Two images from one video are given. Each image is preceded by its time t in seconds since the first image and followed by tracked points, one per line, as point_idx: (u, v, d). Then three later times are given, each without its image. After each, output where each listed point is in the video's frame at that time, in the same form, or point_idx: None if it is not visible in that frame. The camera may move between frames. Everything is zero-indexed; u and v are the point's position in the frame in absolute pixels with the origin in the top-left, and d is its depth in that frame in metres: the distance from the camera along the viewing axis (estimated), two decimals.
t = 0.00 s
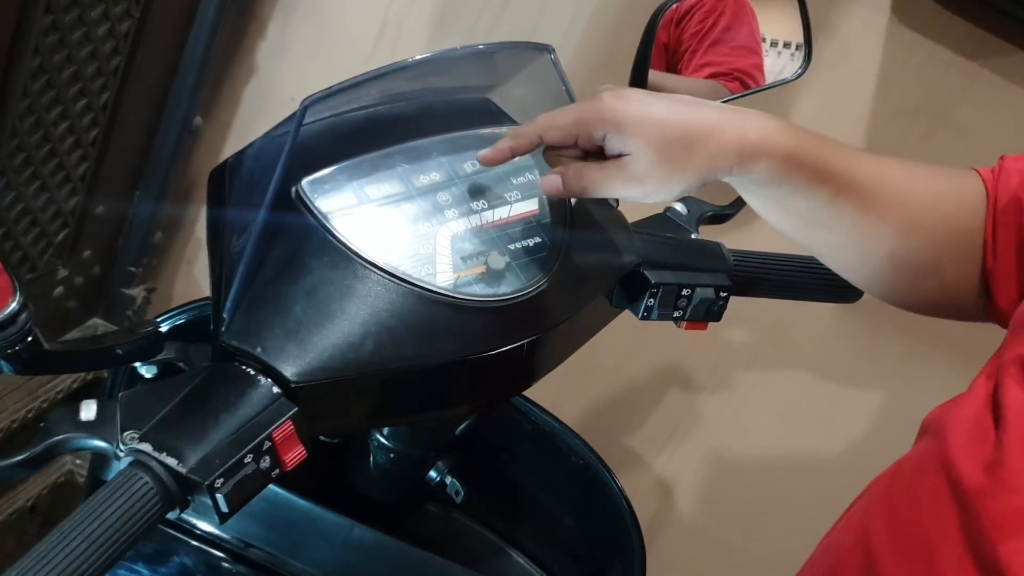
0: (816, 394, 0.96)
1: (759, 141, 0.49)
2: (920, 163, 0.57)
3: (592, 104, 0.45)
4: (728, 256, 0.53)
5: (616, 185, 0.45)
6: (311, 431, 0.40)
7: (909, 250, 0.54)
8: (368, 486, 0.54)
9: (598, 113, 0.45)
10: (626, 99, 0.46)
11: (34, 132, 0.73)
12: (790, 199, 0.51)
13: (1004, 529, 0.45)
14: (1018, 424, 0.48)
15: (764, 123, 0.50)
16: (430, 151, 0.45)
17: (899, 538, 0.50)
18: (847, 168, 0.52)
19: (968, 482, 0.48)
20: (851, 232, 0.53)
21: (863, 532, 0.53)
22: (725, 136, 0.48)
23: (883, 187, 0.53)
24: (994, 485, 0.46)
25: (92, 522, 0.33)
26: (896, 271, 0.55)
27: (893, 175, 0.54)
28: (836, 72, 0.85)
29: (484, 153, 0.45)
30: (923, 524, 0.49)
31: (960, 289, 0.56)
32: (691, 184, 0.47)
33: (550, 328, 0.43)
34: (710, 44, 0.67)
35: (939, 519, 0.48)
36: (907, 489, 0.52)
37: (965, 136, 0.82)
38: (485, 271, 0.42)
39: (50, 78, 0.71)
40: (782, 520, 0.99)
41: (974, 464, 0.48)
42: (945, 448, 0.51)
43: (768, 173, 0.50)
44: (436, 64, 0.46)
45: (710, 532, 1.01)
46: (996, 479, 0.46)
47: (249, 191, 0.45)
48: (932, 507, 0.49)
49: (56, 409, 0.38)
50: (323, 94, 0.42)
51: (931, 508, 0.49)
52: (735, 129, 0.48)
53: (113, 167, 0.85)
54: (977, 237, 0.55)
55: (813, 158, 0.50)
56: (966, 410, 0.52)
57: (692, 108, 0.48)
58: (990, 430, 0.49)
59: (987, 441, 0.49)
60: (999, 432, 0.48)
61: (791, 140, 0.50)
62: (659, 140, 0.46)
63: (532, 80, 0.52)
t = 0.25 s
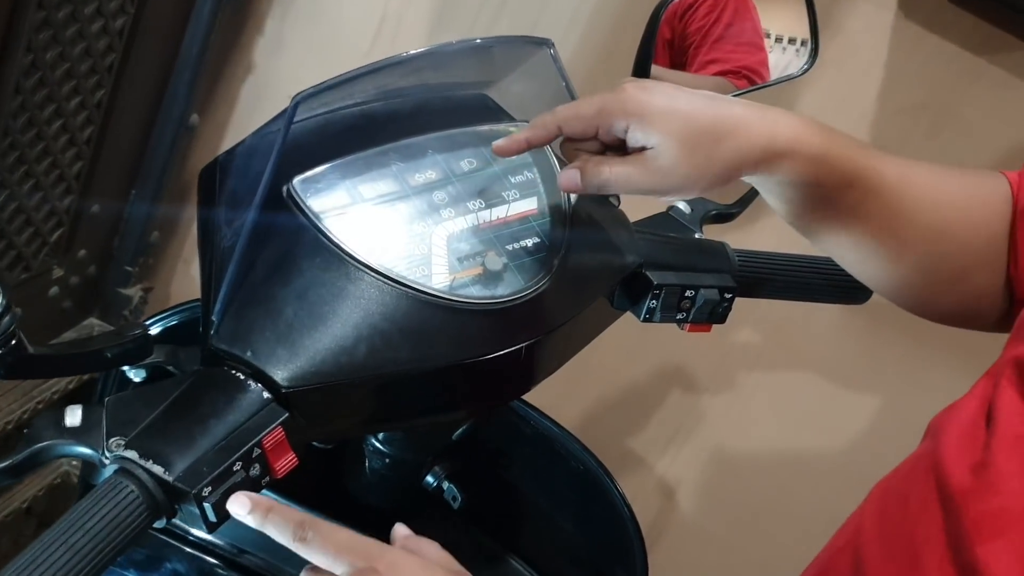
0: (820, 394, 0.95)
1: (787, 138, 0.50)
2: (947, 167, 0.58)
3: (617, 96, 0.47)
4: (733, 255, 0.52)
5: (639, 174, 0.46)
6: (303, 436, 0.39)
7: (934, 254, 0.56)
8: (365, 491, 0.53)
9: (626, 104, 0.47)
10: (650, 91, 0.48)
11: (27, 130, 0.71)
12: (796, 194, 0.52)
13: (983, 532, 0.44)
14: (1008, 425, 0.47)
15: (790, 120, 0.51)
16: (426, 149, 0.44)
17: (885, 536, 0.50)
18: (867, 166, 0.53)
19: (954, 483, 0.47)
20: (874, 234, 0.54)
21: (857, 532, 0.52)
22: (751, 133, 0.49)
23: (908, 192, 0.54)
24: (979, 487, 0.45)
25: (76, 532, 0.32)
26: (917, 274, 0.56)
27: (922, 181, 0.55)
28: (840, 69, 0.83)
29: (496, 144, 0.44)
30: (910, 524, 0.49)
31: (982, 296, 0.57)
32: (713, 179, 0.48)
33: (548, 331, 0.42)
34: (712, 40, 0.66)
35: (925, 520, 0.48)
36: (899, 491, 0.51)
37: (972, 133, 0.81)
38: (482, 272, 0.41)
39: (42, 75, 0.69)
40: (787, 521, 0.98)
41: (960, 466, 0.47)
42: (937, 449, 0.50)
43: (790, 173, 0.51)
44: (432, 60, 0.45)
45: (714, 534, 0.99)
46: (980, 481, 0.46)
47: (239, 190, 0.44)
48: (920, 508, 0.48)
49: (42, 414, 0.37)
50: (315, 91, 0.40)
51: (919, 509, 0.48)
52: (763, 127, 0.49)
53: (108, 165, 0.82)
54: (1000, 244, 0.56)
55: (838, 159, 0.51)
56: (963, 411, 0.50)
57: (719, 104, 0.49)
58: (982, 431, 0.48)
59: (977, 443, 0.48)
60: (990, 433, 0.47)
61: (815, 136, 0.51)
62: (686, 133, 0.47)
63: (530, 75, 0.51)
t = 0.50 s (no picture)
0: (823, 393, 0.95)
1: (792, 135, 0.49)
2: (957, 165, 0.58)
3: (622, 88, 0.46)
4: (738, 253, 0.51)
5: (641, 166, 0.45)
6: (299, 437, 0.38)
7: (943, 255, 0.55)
8: (362, 492, 0.52)
9: (628, 96, 0.46)
10: (655, 84, 0.47)
11: (25, 128, 0.68)
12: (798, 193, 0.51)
13: (979, 537, 0.43)
14: (1010, 429, 0.46)
15: (798, 116, 0.50)
16: (426, 146, 0.43)
17: (881, 541, 0.49)
18: (876, 164, 0.52)
19: (952, 487, 0.46)
20: (880, 234, 0.54)
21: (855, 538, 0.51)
22: (758, 129, 0.48)
23: (918, 193, 0.54)
24: (978, 492, 0.45)
25: (66, 535, 0.31)
26: (925, 275, 0.56)
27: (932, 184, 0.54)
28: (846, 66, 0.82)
29: (496, 132, 0.44)
30: (908, 528, 0.48)
31: (988, 297, 0.57)
32: (718, 176, 0.47)
33: (548, 331, 0.41)
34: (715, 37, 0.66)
35: (923, 524, 0.47)
36: (898, 496, 0.50)
37: (980, 131, 0.81)
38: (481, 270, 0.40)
39: (41, 73, 0.66)
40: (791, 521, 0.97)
41: (961, 470, 0.46)
42: (936, 453, 0.49)
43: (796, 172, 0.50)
44: (432, 54, 0.45)
45: (718, 537, 0.98)
46: (980, 485, 0.45)
47: (234, 187, 0.43)
48: (918, 512, 0.48)
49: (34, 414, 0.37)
50: (310, 87, 0.40)
51: (917, 514, 0.48)
52: (768, 122, 0.48)
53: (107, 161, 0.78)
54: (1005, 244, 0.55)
55: (843, 155, 0.50)
56: (962, 416, 0.50)
57: (724, 97, 0.48)
58: (981, 436, 0.47)
59: (977, 447, 0.47)
60: (990, 437, 0.47)
61: (824, 132, 0.50)
62: (689, 126, 0.46)
63: (529, 71, 0.50)
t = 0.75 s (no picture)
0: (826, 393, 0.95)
1: (814, 121, 0.49)
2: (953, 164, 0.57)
3: (646, 56, 0.46)
4: (741, 249, 0.50)
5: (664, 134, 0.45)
6: (296, 430, 0.38)
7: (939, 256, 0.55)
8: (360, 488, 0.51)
9: (652, 64, 0.46)
10: (680, 55, 0.47)
11: (25, 120, 0.67)
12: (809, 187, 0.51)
13: (1011, 538, 0.42)
14: None
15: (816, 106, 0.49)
16: (426, 137, 0.43)
17: (898, 542, 0.48)
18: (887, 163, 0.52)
19: (974, 485, 0.45)
20: (884, 233, 0.53)
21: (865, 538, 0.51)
22: (782, 112, 0.48)
23: (921, 193, 0.53)
24: (999, 488, 0.44)
25: (57, 526, 0.31)
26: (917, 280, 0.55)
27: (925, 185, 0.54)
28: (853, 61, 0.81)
29: (508, 94, 0.45)
30: (928, 529, 0.47)
31: (985, 303, 0.56)
32: (741, 153, 0.47)
33: (547, 325, 0.41)
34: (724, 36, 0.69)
35: (944, 523, 0.46)
36: (911, 494, 0.49)
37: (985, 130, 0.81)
38: (480, 263, 0.40)
39: (41, 65, 0.65)
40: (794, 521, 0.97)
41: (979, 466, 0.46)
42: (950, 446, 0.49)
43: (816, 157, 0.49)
44: (433, 43, 0.45)
45: (718, 539, 0.97)
46: (1001, 481, 0.44)
47: (230, 178, 0.43)
48: (938, 512, 0.47)
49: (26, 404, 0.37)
50: (310, 73, 0.40)
51: (936, 512, 0.47)
52: (794, 103, 0.49)
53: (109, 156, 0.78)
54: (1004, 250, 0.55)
55: (859, 148, 0.50)
56: (971, 412, 0.49)
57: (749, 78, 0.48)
58: (997, 431, 0.47)
59: (993, 441, 0.47)
60: (1006, 432, 0.46)
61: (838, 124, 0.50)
62: (712, 101, 0.46)
63: (531, 62, 0.50)
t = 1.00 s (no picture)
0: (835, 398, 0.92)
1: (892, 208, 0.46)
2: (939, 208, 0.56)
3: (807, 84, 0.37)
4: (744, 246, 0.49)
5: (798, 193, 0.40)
6: (291, 421, 0.37)
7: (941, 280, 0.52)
8: (358, 483, 0.52)
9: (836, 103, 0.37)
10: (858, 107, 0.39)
11: (28, 113, 0.66)
12: (848, 256, 0.46)
13: None
14: None
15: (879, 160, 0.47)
16: (425, 129, 0.42)
17: None
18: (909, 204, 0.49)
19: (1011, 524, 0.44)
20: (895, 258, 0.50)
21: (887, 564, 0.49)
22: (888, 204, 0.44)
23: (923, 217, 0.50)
24: None
25: (49, 513, 0.31)
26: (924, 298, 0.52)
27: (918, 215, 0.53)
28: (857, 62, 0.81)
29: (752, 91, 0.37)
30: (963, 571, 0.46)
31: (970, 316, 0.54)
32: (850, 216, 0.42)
33: (544, 318, 0.41)
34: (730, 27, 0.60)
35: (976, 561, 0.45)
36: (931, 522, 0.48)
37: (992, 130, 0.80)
38: (478, 255, 0.39)
39: (45, 56, 0.64)
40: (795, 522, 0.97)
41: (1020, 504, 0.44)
42: (962, 465, 0.47)
43: (875, 233, 0.45)
44: (436, 34, 0.44)
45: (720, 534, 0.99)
46: None
47: (228, 169, 0.43)
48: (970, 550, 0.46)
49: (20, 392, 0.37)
50: (308, 63, 0.39)
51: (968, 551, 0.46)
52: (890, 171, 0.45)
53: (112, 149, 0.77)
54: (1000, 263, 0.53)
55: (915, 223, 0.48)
56: (984, 429, 0.48)
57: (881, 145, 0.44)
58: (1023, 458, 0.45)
59: None
60: None
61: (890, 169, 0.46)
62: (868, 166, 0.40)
63: (533, 56, 0.50)
